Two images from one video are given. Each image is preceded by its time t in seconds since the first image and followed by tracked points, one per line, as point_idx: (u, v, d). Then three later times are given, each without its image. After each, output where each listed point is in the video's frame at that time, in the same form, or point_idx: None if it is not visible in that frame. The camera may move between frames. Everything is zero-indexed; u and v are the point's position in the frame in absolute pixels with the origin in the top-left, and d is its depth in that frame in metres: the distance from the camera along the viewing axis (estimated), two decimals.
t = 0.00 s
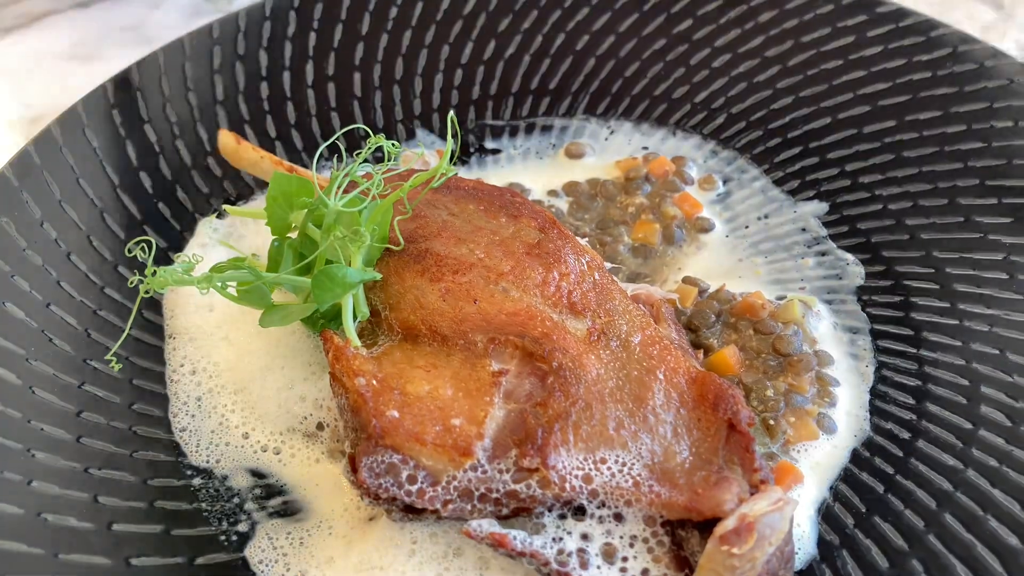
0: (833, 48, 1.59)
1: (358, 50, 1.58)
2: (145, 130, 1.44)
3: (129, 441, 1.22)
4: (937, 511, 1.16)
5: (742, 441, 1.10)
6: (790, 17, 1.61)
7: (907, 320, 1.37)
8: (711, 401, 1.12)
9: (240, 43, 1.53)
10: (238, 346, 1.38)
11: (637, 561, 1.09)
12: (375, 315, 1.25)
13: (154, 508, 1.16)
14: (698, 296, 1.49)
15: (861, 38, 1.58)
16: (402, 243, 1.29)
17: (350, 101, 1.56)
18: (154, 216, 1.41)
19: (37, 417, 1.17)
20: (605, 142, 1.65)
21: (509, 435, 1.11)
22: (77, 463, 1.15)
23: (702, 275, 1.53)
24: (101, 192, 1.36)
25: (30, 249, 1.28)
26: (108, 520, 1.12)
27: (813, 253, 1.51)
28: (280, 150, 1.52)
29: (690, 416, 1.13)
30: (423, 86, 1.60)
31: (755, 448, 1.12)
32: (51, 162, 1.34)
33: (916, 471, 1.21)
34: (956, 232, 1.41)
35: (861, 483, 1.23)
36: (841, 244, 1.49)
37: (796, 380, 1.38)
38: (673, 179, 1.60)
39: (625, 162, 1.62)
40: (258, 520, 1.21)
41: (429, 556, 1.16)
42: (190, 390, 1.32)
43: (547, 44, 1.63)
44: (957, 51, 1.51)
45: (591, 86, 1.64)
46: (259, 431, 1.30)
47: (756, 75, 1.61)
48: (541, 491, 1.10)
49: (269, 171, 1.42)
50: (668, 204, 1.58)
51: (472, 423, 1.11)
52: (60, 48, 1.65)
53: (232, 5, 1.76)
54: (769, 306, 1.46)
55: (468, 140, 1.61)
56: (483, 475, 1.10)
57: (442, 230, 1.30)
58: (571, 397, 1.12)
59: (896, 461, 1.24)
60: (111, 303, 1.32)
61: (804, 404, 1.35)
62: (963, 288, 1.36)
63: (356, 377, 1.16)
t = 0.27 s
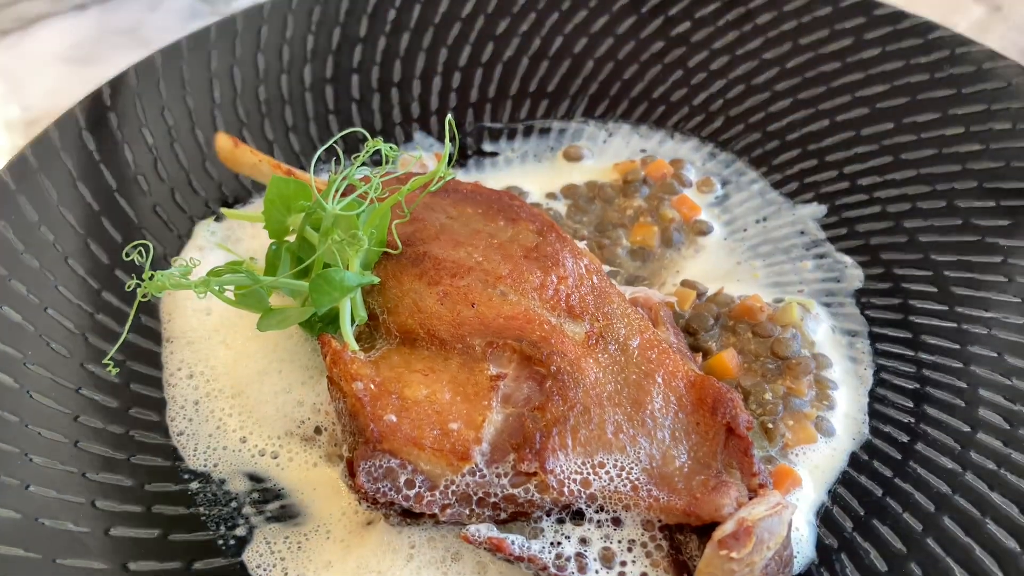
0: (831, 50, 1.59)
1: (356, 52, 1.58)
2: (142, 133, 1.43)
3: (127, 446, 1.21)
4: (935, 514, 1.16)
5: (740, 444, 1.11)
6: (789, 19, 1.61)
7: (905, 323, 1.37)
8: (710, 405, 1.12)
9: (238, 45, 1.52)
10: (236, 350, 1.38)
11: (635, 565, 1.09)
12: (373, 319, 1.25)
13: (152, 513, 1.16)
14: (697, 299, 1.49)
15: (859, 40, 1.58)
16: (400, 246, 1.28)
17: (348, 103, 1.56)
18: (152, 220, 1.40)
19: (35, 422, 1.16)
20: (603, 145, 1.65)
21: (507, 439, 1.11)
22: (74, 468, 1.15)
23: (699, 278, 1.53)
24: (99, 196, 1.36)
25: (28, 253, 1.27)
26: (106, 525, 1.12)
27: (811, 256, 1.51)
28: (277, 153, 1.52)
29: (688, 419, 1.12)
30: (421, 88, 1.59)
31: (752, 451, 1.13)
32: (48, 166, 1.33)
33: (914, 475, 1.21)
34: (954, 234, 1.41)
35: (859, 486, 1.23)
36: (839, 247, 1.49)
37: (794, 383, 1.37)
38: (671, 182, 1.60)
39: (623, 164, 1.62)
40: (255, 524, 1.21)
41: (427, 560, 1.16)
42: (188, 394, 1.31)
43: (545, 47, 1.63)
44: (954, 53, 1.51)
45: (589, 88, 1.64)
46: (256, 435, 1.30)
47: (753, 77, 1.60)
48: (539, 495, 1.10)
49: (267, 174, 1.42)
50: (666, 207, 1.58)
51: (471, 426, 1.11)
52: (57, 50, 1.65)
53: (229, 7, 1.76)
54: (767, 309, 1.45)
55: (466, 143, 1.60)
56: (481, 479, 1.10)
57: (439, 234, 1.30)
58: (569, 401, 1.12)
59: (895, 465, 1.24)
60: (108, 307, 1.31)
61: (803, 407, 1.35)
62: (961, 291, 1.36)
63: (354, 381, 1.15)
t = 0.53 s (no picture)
0: (831, 53, 1.58)
1: (355, 54, 1.57)
2: (141, 135, 1.43)
3: (124, 448, 1.21)
4: (934, 518, 1.16)
5: (739, 448, 1.10)
6: (788, 21, 1.61)
7: (905, 326, 1.37)
8: (709, 409, 1.12)
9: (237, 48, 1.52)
10: (235, 352, 1.38)
11: (634, 569, 1.08)
12: (372, 321, 1.25)
13: (149, 516, 1.16)
14: (696, 302, 1.49)
15: (859, 43, 1.57)
16: (399, 249, 1.28)
17: (347, 106, 1.56)
18: (151, 222, 1.40)
19: (33, 425, 1.16)
20: (602, 147, 1.65)
21: (506, 443, 1.11)
22: (72, 471, 1.15)
23: (699, 280, 1.54)
24: (97, 197, 1.36)
25: (26, 255, 1.27)
26: (103, 528, 1.12)
27: (811, 259, 1.51)
28: (276, 155, 1.52)
29: (687, 423, 1.12)
30: (420, 90, 1.59)
31: (752, 455, 1.12)
32: (47, 168, 1.33)
33: (913, 478, 1.21)
34: (954, 237, 1.40)
35: (858, 490, 1.23)
36: (839, 250, 1.49)
37: (793, 386, 1.38)
38: (671, 185, 1.59)
39: (622, 167, 1.62)
40: (254, 528, 1.21)
41: (426, 564, 1.16)
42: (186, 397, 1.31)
43: (544, 49, 1.62)
44: (954, 56, 1.51)
45: (588, 91, 1.64)
46: (255, 438, 1.30)
47: (753, 80, 1.60)
48: (538, 499, 1.09)
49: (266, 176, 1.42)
50: (665, 209, 1.58)
51: (469, 430, 1.11)
52: (56, 52, 1.64)
53: (228, 8, 1.75)
54: (767, 312, 1.45)
55: (465, 145, 1.60)
56: (479, 483, 1.10)
57: (438, 236, 1.29)
58: (567, 405, 1.11)
59: (894, 468, 1.24)
60: (106, 309, 1.31)
61: (802, 410, 1.35)
62: (961, 294, 1.36)
63: (352, 384, 1.15)
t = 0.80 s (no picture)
0: (832, 53, 1.58)
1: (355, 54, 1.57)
2: (141, 135, 1.42)
3: (124, 449, 1.21)
4: (935, 519, 1.16)
5: (740, 450, 1.10)
6: (789, 22, 1.60)
7: (905, 327, 1.37)
8: (710, 410, 1.12)
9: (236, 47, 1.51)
10: (234, 352, 1.38)
11: (635, 571, 1.08)
12: (372, 321, 1.26)
13: (149, 516, 1.16)
14: (696, 302, 1.49)
15: (859, 43, 1.57)
16: (399, 250, 1.28)
17: (347, 106, 1.55)
18: (151, 222, 1.40)
19: (31, 425, 1.16)
20: (602, 147, 1.64)
21: (507, 444, 1.10)
22: (70, 471, 1.15)
23: (699, 281, 1.53)
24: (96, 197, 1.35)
25: (25, 254, 1.27)
26: (102, 529, 1.11)
27: (812, 260, 1.51)
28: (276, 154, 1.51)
29: (688, 424, 1.12)
30: (420, 90, 1.59)
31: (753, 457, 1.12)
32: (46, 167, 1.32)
33: (913, 479, 1.21)
34: (954, 238, 1.40)
35: (859, 491, 1.23)
36: (839, 251, 1.49)
37: (794, 388, 1.38)
38: (671, 185, 1.59)
39: (623, 167, 1.62)
40: (253, 528, 1.20)
41: (426, 566, 1.15)
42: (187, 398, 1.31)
43: (544, 49, 1.61)
44: (955, 57, 1.50)
45: (588, 91, 1.63)
46: (255, 439, 1.29)
47: (753, 80, 1.60)
48: (538, 500, 1.08)
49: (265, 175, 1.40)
50: (665, 210, 1.58)
51: (469, 431, 1.11)
52: (56, 51, 1.64)
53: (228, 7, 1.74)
54: (767, 313, 1.46)
55: (465, 145, 1.60)
56: (480, 484, 1.09)
57: (438, 236, 1.30)
58: (567, 406, 1.11)
59: (895, 469, 1.24)
60: (105, 309, 1.30)
61: (803, 412, 1.35)
62: (961, 295, 1.35)
63: (351, 385, 1.15)
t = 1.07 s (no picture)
0: (832, 53, 1.57)
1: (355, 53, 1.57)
2: (139, 134, 1.42)
3: (122, 448, 1.21)
4: (932, 519, 1.16)
5: (739, 449, 1.10)
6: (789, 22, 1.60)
7: (904, 326, 1.37)
8: (708, 410, 1.12)
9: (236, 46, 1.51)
10: (232, 352, 1.37)
11: (633, 570, 1.08)
12: (371, 321, 1.28)
13: (148, 515, 1.16)
14: (696, 302, 1.49)
15: (859, 43, 1.56)
16: (398, 250, 1.30)
17: (347, 105, 1.55)
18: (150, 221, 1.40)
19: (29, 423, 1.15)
20: (601, 147, 1.64)
21: (505, 443, 1.10)
22: (69, 470, 1.15)
23: (697, 281, 1.54)
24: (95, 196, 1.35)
25: (24, 253, 1.26)
26: (101, 528, 1.11)
27: (810, 260, 1.51)
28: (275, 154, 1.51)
29: (686, 424, 1.12)
30: (420, 90, 1.58)
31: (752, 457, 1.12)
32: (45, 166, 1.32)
33: (912, 480, 1.21)
34: (953, 238, 1.41)
35: (858, 491, 1.24)
36: (837, 250, 1.49)
37: (792, 388, 1.38)
38: (670, 185, 1.59)
39: (622, 167, 1.62)
40: (252, 527, 1.21)
41: (425, 564, 1.16)
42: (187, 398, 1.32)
43: (544, 48, 1.61)
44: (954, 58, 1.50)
45: (588, 91, 1.63)
46: (256, 438, 1.31)
47: (753, 80, 1.59)
48: (536, 499, 1.08)
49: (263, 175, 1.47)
50: (664, 210, 1.58)
51: (467, 430, 1.11)
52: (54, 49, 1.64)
53: (226, 6, 1.72)
54: (766, 313, 1.46)
55: (465, 145, 1.60)
56: (478, 484, 1.09)
57: (437, 235, 1.30)
58: (565, 407, 1.11)
59: (893, 469, 1.24)
60: (104, 308, 1.30)
61: (801, 411, 1.35)
62: (960, 295, 1.36)
63: (350, 384, 1.15)
